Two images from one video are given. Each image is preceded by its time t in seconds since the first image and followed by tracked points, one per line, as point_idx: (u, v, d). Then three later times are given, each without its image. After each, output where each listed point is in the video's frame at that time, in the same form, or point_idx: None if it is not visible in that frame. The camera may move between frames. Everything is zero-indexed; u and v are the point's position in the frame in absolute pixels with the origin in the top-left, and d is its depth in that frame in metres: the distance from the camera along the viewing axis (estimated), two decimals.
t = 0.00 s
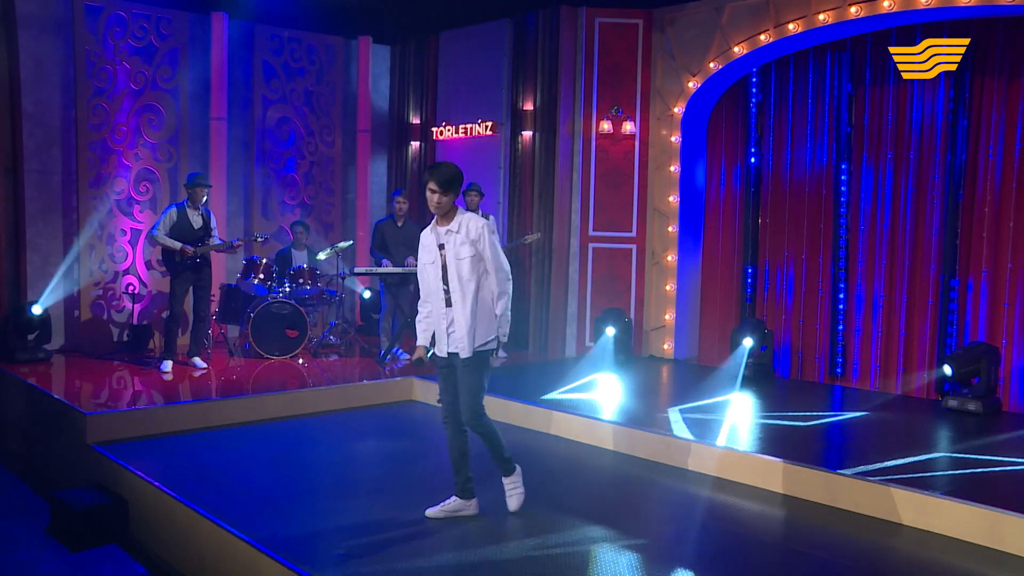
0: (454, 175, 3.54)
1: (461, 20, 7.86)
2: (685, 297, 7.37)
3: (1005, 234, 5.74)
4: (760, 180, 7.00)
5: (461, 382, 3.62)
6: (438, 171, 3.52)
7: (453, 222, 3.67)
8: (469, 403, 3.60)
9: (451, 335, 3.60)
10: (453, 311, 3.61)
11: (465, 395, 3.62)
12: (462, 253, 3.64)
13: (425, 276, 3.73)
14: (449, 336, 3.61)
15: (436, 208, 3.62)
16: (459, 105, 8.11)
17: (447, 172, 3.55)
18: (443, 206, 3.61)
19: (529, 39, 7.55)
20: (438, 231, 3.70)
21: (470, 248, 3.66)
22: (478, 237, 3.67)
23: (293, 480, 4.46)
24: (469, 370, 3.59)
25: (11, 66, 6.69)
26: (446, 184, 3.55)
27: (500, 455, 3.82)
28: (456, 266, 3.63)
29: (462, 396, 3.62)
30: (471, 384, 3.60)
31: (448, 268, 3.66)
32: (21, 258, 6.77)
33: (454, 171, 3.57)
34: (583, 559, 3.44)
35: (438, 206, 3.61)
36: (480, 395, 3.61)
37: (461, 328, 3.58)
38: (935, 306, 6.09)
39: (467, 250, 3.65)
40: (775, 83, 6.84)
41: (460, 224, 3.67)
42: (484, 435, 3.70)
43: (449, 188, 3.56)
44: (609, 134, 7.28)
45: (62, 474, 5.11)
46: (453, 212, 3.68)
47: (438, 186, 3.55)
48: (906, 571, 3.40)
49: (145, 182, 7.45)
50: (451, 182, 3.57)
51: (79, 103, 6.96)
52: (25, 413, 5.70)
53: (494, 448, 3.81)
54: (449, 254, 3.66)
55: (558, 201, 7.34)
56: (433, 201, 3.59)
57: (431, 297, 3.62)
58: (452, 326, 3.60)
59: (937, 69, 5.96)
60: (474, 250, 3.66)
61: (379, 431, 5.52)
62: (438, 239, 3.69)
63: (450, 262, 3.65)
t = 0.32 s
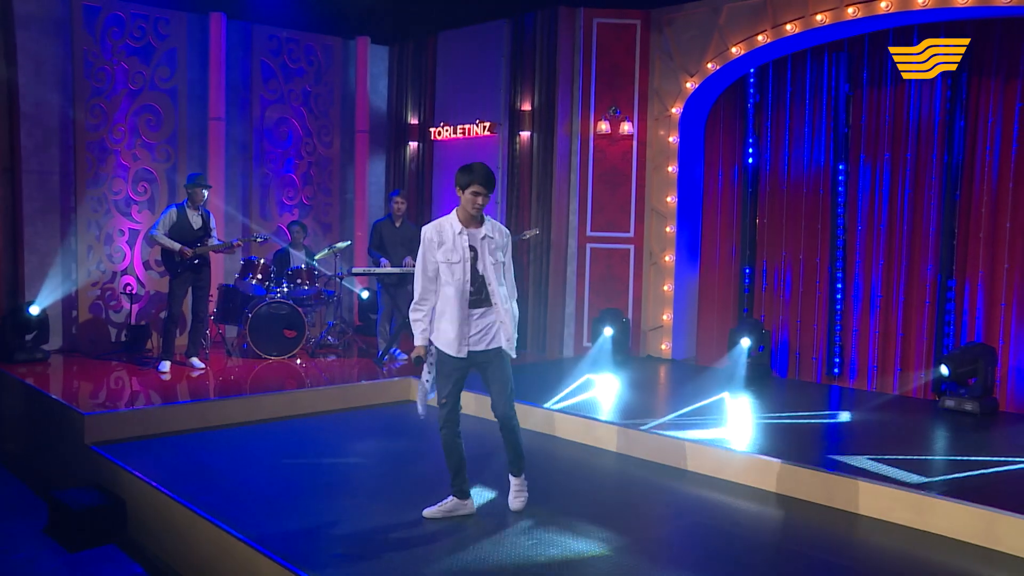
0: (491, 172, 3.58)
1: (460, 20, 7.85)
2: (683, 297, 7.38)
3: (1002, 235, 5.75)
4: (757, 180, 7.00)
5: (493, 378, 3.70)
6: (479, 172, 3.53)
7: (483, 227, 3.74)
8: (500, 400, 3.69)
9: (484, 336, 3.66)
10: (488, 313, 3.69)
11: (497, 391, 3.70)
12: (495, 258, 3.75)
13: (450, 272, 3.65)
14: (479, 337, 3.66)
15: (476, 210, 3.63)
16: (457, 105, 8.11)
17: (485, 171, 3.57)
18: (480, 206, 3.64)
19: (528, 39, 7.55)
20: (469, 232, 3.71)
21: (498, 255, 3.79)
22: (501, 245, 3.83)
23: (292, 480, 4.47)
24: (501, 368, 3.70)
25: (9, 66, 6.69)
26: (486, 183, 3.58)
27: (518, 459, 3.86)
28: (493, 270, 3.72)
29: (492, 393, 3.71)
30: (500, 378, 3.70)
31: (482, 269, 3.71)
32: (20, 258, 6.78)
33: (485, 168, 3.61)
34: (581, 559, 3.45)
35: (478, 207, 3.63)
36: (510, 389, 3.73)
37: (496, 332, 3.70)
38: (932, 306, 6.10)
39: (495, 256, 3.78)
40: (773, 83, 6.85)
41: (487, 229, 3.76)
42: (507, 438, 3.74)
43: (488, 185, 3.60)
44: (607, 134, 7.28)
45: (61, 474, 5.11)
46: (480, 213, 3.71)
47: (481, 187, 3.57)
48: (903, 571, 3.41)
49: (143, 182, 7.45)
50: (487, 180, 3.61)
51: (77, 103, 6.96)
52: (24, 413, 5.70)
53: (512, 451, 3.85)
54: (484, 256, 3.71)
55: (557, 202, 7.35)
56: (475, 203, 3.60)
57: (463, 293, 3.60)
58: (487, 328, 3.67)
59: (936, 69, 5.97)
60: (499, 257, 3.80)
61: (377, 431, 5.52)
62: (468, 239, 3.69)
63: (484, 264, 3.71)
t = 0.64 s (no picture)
0: (503, 194, 3.57)
1: (457, 19, 7.85)
2: (679, 298, 7.39)
3: (999, 235, 5.78)
4: (754, 181, 7.01)
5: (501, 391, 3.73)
6: (486, 192, 3.55)
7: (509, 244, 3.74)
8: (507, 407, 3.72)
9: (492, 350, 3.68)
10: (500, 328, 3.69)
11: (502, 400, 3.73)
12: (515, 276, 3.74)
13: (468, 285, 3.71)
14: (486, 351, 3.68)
15: (490, 226, 3.66)
16: (454, 105, 8.12)
17: (498, 190, 3.57)
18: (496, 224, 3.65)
19: (525, 39, 7.54)
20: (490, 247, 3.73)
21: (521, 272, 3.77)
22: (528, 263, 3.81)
23: (289, 480, 4.47)
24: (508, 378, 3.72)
25: (6, 66, 6.68)
26: (497, 202, 3.59)
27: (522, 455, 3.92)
28: (513, 288, 3.72)
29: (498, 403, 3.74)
30: (508, 392, 3.72)
31: (502, 286, 3.72)
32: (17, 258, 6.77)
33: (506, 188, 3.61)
34: (578, 559, 3.46)
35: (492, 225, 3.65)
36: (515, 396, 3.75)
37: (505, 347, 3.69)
38: (928, 306, 6.11)
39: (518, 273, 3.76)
40: (769, 84, 6.86)
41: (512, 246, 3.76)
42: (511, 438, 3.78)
43: (501, 204, 3.60)
44: (604, 135, 7.29)
45: (57, 475, 5.11)
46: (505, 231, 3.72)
47: (489, 204, 3.59)
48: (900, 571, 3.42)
49: (140, 182, 7.44)
50: (504, 200, 3.61)
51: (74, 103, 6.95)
52: (21, 413, 5.69)
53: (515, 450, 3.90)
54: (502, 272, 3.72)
55: (553, 202, 7.35)
56: (487, 220, 3.63)
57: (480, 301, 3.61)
58: (496, 344, 3.67)
59: (935, 69, 5.97)
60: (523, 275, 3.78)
61: (375, 431, 5.53)
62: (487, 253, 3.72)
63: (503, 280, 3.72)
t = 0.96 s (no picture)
0: (489, 186, 3.75)
1: (454, 19, 7.86)
2: (676, 297, 7.40)
3: (994, 235, 5.80)
4: (750, 180, 7.02)
5: (504, 376, 3.88)
6: (480, 185, 3.77)
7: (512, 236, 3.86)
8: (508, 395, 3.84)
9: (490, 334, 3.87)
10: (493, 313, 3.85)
11: (507, 390, 3.86)
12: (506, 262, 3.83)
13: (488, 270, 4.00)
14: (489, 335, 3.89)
15: (490, 218, 3.85)
16: (451, 105, 8.12)
17: (488, 185, 3.76)
18: (494, 216, 3.84)
19: (521, 39, 7.53)
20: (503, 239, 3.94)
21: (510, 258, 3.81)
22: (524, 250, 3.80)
23: (286, 480, 4.47)
24: (512, 366, 3.85)
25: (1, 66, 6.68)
26: (487, 195, 3.79)
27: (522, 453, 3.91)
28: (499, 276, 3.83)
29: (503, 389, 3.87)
30: (512, 379, 3.85)
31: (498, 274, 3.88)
32: (13, 258, 6.77)
33: (501, 183, 3.77)
34: (575, 558, 3.47)
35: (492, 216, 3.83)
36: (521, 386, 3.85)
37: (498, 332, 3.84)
38: (924, 306, 6.13)
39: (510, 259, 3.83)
40: (766, 84, 6.87)
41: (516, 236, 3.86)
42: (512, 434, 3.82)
43: (491, 199, 3.78)
44: (600, 134, 7.27)
45: (54, 474, 5.11)
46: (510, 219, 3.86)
47: (480, 197, 3.80)
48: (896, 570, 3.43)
49: (137, 182, 7.44)
50: (495, 194, 3.78)
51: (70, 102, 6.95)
52: (17, 413, 5.69)
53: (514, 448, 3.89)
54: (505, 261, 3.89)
55: (550, 201, 7.35)
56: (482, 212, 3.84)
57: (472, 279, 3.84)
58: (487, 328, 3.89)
59: (936, 69, 5.96)
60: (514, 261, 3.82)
61: (371, 430, 5.53)
62: (500, 244, 3.94)
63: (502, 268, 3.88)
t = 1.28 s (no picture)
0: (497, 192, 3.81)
1: (455, 19, 7.83)
2: (679, 298, 7.37)
3: (998, 235, 5.78)
4: (753, 180, 7.00)
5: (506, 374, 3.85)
6: (493, 194, 3.82)
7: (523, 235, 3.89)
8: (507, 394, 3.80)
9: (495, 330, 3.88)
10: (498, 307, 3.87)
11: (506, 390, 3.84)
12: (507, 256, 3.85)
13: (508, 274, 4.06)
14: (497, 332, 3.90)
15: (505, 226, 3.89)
16: (452, 105, 8.09)
17: (500, 196, 3.80)
18: (509, 223, 3.88)
19: (523, 40, 7.50)
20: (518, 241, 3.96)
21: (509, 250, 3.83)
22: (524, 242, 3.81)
23: (287, 481, 4.45)
24: (512, 363, 3.82)
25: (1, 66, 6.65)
26: (501, 206, 3.82)
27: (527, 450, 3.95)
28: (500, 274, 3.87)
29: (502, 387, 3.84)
30: (511, 377, 3.82)
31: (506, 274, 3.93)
32: (13, 258, 6.74)
33: (513, 192, 3.80)
34: (578, 559, 3.45)
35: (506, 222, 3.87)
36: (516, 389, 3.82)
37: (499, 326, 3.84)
38: (928, 306, 6.10)
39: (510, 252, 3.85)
40: (768, 84, 6.84)
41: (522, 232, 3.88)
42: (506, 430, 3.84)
43: (506, 208, 3.81)
44: (603, 135, 7.25)
45: (53, 476, 5.08)
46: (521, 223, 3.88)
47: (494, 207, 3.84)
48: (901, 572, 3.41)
49: (138, 183, 7.41)
50: (510, 203, 3.82)
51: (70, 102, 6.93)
52: (17, 414, 5.67)
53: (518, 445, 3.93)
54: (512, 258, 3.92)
55: (552, 201, 7.32)
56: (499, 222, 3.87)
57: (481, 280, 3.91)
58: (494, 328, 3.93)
59: (936, 69, 5.96)
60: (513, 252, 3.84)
61: (372, 432, 5.51)
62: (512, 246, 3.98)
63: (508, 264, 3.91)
